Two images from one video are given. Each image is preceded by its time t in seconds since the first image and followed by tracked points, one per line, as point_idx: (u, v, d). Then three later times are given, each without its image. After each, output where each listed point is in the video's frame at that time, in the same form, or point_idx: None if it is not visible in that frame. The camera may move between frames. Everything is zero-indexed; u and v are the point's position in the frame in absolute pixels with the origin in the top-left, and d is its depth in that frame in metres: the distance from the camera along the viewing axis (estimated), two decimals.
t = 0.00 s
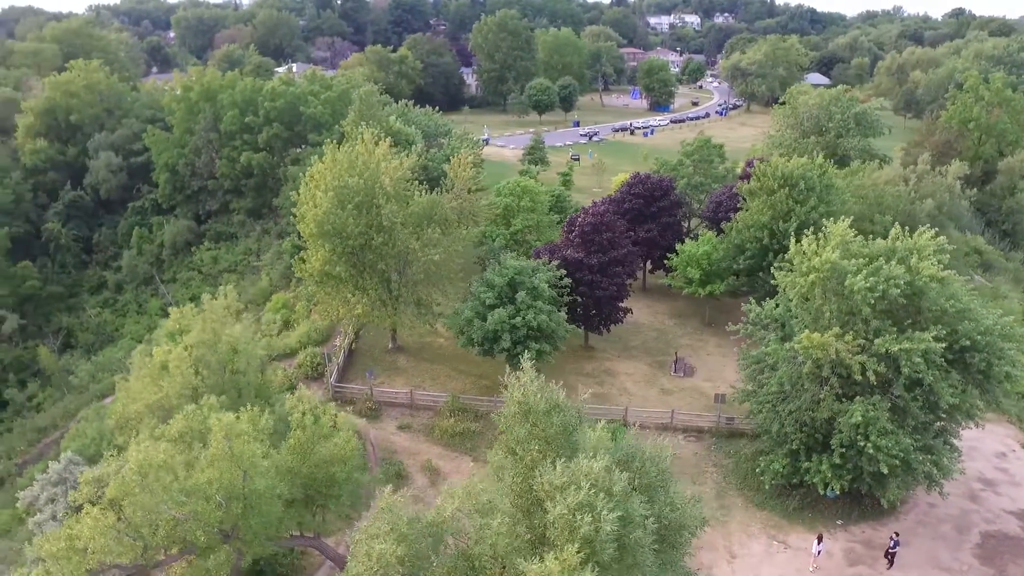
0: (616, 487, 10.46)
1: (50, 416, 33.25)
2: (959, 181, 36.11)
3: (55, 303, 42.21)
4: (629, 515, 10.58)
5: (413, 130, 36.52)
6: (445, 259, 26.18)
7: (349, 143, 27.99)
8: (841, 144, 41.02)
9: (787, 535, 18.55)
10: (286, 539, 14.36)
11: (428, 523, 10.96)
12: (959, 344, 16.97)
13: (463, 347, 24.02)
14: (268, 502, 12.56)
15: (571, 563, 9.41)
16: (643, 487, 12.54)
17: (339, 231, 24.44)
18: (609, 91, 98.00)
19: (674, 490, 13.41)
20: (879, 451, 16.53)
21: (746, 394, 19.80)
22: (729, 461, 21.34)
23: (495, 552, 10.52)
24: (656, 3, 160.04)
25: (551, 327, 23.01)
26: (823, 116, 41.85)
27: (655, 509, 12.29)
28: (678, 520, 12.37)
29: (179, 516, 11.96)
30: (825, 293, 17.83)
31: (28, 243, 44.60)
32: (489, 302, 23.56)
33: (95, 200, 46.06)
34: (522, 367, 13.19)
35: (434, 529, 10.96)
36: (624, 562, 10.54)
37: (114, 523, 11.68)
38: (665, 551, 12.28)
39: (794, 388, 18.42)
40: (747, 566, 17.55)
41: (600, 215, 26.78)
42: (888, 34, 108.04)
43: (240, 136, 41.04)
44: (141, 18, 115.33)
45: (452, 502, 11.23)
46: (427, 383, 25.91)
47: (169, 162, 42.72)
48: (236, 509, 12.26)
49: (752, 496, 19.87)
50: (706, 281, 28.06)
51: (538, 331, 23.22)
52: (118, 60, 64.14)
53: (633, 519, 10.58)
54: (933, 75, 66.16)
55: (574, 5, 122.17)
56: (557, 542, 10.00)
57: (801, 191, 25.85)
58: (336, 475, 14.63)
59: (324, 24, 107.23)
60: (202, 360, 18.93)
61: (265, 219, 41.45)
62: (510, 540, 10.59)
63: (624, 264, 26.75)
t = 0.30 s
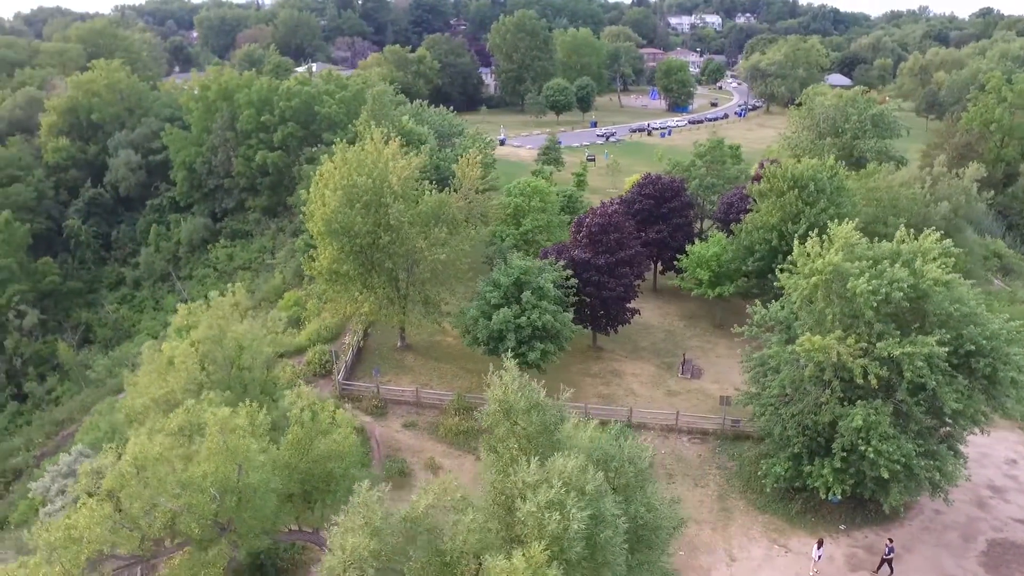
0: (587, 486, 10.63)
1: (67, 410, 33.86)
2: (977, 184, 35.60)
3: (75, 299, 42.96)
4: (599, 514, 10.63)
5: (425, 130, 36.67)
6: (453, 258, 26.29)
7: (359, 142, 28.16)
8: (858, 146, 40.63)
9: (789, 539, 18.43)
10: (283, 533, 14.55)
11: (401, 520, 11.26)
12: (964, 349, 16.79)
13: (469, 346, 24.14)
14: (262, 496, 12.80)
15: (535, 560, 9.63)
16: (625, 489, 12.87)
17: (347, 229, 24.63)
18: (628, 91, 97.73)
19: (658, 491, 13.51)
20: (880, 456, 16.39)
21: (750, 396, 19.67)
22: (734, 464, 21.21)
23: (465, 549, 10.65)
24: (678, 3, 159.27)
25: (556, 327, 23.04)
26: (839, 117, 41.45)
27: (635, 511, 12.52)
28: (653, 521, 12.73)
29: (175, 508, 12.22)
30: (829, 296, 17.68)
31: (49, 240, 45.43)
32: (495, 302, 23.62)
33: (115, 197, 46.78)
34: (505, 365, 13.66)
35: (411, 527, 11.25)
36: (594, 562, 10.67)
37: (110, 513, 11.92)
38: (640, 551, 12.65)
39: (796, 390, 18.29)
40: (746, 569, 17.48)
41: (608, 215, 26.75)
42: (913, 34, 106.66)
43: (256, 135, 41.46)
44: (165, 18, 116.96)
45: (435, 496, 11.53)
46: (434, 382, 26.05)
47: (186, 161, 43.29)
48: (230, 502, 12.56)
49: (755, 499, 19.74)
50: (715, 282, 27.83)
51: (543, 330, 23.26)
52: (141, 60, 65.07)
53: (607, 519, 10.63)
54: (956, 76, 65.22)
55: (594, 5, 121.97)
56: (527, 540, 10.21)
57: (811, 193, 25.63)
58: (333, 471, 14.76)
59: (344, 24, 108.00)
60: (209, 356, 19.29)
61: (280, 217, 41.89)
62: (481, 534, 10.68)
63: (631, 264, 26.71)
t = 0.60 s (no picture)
0: (559, 487, 11.01)
1: (84, 403, 34.47)
2: (995, 186, 35.07)
3: (94, 295, 43.72)
4: (572, 514, 10.94)
5: (438, 130, 36.80)
6: (461, 257, 26.37)
7: (369, 141, 28.33)
8: (875, 147, 40.20)
9: (789, 543, 18.32)
10: (280, 526, 14.73)
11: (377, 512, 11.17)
12: (968, 354, 16.60)
13: (475, 345, 24.22)
14: (258, 491, 12.99)
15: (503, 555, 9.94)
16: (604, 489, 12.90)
17: (356, 227, 24.80)
18: (647, 91, 97.39)
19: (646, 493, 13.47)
20: (881, 460, 16.24)
21: (753, 399, 19.55)
22: (737, 466, 21.11)
23: (438, 544, 10.74)
24: (700, 3, 158.37)
25: (561, 327, 23.08)
26: (856, 118, 41.04)
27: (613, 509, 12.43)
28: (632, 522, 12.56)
29: (171, 499, 12.54)
30: (832, 298, 17.51)
31: (70, 236, 46.28)
32: (501, 302, 23.69)
33: (135, 195, 47.49)
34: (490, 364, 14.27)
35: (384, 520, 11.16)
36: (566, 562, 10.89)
37: (106, 504, 12.21)
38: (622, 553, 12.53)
39: (799, 393, 18.16)
40: (744, 573, 17.41)
41: (616, 215, 26.71)
42: (938, 34, 105.15)
43: (272, 134, 41.90)
44: (189, 18, 118.48)
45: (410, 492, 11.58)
46: (440, 380, 26.18)
47: (204, 159, 44.09)
48: (225, 495, 12.79)
49: (757, 502, 19.62)
50: (725, 284, 27.68)
51: (549, 330, 23.30)
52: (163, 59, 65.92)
53: (580, 520, 10.92)
54: (981, 77, 64.19)
55: (615, 5, 121.63)
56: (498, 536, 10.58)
57: (821, 195, 25.44)
58: (331, 466, 14.91)
59: (365, 24, 108.54)
60: (216, 352, 19.55)
61: (295, 215, 42.33)
62: (452, 530, 10.84)
63: (639, 265, 26.67)
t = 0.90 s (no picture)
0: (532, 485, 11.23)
1: (102, 397, 35.08)
2: (1015, 189, 34.50)
3: (114, 291, 44.43)
4: (544, 510, 11.16)
5: (452, 129, 36.93)
6: (469, 257, 26.47)
7: (379, 141, 28.50)
8: (893, 149, 39.74)
9: (791, 547, 18.19)
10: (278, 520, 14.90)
11: (355, 506, 11.34)
12: (974, 359, 16.41)
13: (481, 345, 24.30)
14: (254, 484, 13.23)
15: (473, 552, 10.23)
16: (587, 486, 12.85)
17: (365, 226, 24.98)
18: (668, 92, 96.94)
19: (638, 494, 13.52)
20: (883, 465, 16.10)
21: (757, 401, 19.42)
22: (742, 470, 20.99)
23: (410, 537, 11.07)
24: (723, 4, 157.43)
25: (567, 327, 23.10)
26: (874, 120, 40.56)
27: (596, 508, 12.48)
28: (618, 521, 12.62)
29: (169, 492, 12.77)
30: (836, 301, 17.35)
31: (91, 233, 47.10)
32: (507, 302, 23.76)
33: (154, 193, 48.23)
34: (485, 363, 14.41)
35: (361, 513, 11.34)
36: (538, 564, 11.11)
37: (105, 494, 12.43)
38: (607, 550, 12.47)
39: (802, 396, 18.02)
40: None
41: (625, 216, 26.67)
42: (966, 34, 103.52)
43: (289, 133, 42.36)
44: (213, 18, 119.96)
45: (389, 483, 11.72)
46: (448, 379, 26.31)
47: (222, 158, 44.71)
48: (222, 488, 13.02)
49: (760, 505, 19.52)
50: (735, 285, 27.60)
51: (555, 330, 23.31)
52: (186, 59, 66.81)
53: (554, 519, 11.14)
54: (1007, 79, 63.12)
55: (636, 5, 121.22)
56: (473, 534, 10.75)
57: (832, 197, 25.20)
58: (330, 462, 15.04)
59: (386, 24, 109.13)
60: (224, 348, 19.83)
61: (310, 214, 42.74)
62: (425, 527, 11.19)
63: (648, 266, 26.60)
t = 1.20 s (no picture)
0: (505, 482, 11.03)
1: (118, 392, 35.60)
2: None
3: (132, 287, 45.08)
4: (517, 507, 10.96)
5: (464, 129, 37.03)
6: (476, 256, 26.57)
7: (389, 141, 28.68)
8: (910, 151, 39.29)
9: (792, 551, 18.07)
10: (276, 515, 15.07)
11: (333, 500, 11.64)
12: (978, 364, 16.23)
13: (487, 344, 24.38)
14: (251, 477, 13.48)
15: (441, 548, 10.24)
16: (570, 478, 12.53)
17: (373, 225, 25.16)
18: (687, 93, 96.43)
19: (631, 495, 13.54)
20: (883, 469, 15.97)
21: (760, 404, 19.31)
22: (746, 472, 20.89)
23: (386, 530, 11.23)
24: (744, 4, 156.55)
25: (572, 327, 23.15)
26: (893, 121, 40.11)
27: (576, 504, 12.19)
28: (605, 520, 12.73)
29: (166, 484, 13.03)
30: (838, 304, 17.21)
31: (111, 230, 47.84)
32: (513, 301, 23.84)
33: (173, 191, 48.89)
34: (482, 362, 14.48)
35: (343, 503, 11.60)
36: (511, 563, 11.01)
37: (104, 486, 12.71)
38: (596, 546, 12.38)
39: (804, 399, 17.92)
40: None
41: (634, 217, 26.64)
42: (992, 35, 101.96)
43: (305, 132, 42.79)
44: (236, 18, 121.38)
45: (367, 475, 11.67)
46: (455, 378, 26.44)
47: (240, 156, 45.26)
48: (218, 481, 13.27)
49: (762, 508, 19.42)
50: (745, 287, 27.44)
51: (560, 330, 23.36)
52: (207, 59, 67.56)
53: (527, 514, 10.89)
54: None
55: (657, 6, 120.73)
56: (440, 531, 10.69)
57: (843, 199, 24.97)
58: (328, 457, 15.19)
59: (407, 24, 109.57)
60: (231, 345, 20.11)
61: (325, 212, 43.12)
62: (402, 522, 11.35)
63: (656, 267, 26.52)
